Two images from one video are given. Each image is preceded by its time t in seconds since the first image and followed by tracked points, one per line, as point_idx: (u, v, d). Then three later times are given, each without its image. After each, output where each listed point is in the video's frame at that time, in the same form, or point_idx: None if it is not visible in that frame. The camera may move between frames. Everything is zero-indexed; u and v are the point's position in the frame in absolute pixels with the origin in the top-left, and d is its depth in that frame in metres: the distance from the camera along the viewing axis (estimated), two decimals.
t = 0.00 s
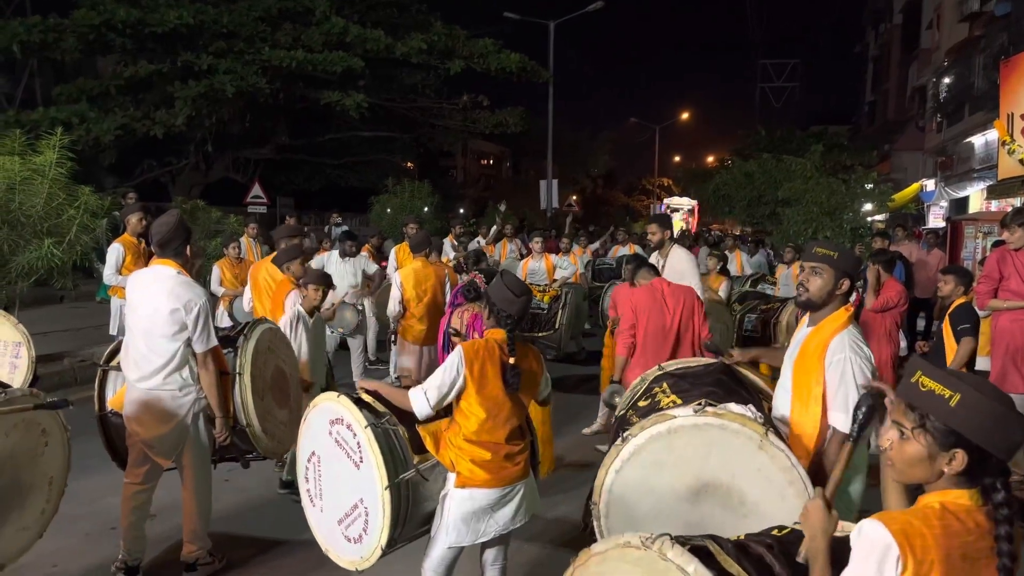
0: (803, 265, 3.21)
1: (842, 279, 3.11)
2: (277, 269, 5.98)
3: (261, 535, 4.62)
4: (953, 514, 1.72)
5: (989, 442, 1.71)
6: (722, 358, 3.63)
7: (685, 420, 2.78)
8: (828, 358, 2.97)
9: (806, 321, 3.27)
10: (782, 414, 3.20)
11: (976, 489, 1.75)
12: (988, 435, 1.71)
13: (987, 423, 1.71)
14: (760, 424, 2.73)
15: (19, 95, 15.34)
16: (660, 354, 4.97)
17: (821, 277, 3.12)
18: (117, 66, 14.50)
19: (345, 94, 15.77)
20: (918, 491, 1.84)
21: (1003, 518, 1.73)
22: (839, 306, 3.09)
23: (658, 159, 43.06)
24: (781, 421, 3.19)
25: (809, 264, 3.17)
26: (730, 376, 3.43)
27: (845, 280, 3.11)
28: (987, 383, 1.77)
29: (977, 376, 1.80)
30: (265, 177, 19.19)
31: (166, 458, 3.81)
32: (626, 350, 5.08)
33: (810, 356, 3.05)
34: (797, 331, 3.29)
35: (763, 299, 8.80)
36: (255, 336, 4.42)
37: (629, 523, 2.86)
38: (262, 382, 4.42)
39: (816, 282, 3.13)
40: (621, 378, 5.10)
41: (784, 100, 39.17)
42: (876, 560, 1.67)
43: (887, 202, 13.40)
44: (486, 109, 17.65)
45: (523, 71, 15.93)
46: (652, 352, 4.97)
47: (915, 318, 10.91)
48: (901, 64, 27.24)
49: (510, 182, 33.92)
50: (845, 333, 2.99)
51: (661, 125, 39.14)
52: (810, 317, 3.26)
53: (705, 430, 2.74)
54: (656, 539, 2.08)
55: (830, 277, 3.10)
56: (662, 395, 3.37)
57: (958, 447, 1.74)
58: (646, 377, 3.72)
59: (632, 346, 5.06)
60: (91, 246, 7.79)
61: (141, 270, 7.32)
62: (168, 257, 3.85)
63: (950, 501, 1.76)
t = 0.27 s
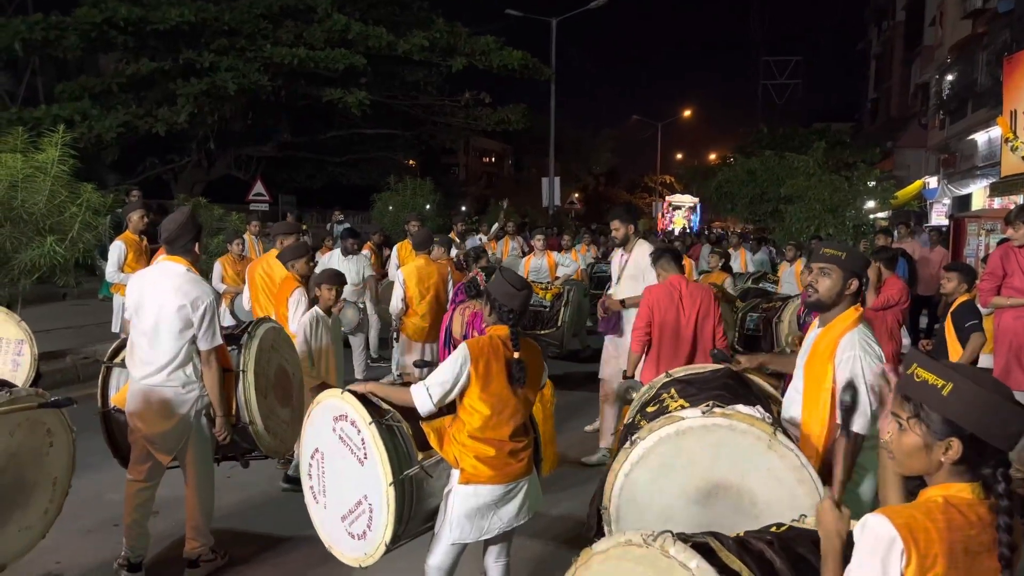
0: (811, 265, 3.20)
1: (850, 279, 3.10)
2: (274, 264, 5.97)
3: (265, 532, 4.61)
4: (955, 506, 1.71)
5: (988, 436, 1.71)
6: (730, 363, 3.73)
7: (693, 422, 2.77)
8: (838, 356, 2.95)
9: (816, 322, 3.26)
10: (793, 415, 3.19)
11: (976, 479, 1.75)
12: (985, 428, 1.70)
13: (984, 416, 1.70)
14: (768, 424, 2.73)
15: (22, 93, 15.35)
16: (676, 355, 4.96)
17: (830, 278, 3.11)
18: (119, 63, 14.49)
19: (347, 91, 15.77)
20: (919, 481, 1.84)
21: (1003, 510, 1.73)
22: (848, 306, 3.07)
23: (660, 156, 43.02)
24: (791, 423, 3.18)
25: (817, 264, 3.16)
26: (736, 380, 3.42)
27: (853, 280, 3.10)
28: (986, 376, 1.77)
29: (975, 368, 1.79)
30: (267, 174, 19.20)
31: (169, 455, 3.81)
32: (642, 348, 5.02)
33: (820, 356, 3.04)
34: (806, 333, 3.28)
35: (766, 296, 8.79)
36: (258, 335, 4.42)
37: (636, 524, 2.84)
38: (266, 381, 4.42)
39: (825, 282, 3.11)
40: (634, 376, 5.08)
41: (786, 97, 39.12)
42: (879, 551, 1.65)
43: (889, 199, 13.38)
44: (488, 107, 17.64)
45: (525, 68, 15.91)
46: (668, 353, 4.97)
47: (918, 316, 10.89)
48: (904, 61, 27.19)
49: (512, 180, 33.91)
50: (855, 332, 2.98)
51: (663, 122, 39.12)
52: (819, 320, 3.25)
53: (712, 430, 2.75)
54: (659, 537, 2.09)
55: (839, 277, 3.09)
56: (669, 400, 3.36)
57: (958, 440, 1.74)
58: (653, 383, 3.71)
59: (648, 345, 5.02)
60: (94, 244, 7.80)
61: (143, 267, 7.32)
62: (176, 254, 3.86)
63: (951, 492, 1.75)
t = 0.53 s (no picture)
0: (814, 263, 3.20)
1: (853, 277, 3.09)
2: (273, 262, 5.97)
3: (266, 530, 4.61)
4: (941, 498, 1.72)
5: (973, 433, 1.71)
6: (730, 366, 3.67)
7: (697, 433, 2.76)
8: (841, 353, 2.95)
9: (820, 318, 3.25)
10: (797, 416, 3.18)
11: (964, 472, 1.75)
12: (968, 424, 1.71)
13: (964, 412, 1.72)
14: (772, 428, 2.73)
15: (23, 91, 15.35)
16: (685, 355, 4.96)
17: (833, 275, 3.11)
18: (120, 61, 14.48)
19: (348, 89, 15.76)
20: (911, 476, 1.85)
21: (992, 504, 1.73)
22: (850, 303, 3.07)
23: (662, 154, 42.99)
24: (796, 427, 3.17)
25: (819, 262, 3.16)
26: (738, 383, 3.42)
27: (856, 278, 3.09)
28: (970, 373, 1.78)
29: (959, 365, 1.81)
30: (268, 172, 19.19)
31: (172, 452, 3.81)
32: (650, 347, 5.02)
33: (823, 354, 3.03)
34: (810, 331, 3.28)
35: (768, 294, 8.78)
36: (261, 333, 4.41)
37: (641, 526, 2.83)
38: (269, 378, 4.42)
39: (828, 280, 3.12)
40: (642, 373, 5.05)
41: (788, 95, 39.08)
42: (866, 545, 1.66)
43: (891, 196, 13.37)
44: (489, 104, 17.63)
45: (526, 66, 15.90)
46: (677, 352, 4.95)
47: (920, 313, 10.88)
48: (906, 58, 27.16)
49: (513, 178, 33.89)
50: (857, 329, 2.97)
51: (664, 120, 39.10)
52: (822, 317, 3.25)
53: (714, 437, 2.73)
54: (657, 533, 2.08)
55: (842, 274, 3.09)
56: (671, 406, 3.34)
57: (939, 436, 1.76)
58: (655, 389, 3.68)
59: (656, 343, 5.02)
60: (96, 242, 7.80)
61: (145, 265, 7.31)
62: (183, 251, 3.87)
63: (939, 486, 1.76)
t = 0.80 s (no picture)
0: (804, 261, 3.19)
1: (845, 272, 3.09)
2: (274, 260, 5.95)
3: (267, 528, 4.62)
4: (919, 491, 1.79)
5: (950, 430, 1.75)
6: (724, 365, 3.59)
7: (691, 429, 2.73)
8: (837, 346, 2.95)
9: (816, 314, 3.25)
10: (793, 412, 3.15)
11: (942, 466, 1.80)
12: (947, 420, 1.75)
13: (941, 409, 1.76)
14: (767, 423, 2.72)
15: (25, 89, 15.35)
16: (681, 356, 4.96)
17: (825, 272, 3.10)
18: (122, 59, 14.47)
19: (350, 86, 15.76)
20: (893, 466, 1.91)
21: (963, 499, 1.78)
22: (845, 299, 3.07)
23: (664, 151, 42.94)
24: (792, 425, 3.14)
25: (810, 260, 3.16)
26: (732, 383, 3.40)
27: (848, 272, 3.10)
28: (956, 365, 1.79)
29: (947, 355, 1.82)
30: (270, 170, 19.19)
31: (175, 450, 3.82)
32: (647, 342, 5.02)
33: (820, 348, 3.03)
34: (805, 330, 3.27)
35: (770, 291, 8.77)
36: (261, 330, 4.41)
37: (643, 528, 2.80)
38: (269, 375, 4.42)
39: (820, 277, 3.11)
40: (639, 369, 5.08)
41: (790, 92, 39.05)
42: (843, 538, 1.71)
43: (893, 194, 13.36)
44: (491, 102, 17.62)
45: (528, 63, 15.89)
46: (673, 352, 4.95)
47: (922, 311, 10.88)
48: (908, 55, 27.11)
49: (515, 176, 33.87)
50: (854, 324, 2.97)
51: (666, 117, 39.07)
52: (817, 314, 3.24)
53: (710, 435, 2.71)
54: (645, 530, 2.09)
55: (834, 271, 3.09)
56: (665, 407, 3.32)
57: (918, 428, 1.81)
58: (649, 389, 3.66)
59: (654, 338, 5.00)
60: (97, 240, 7.80)
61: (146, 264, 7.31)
62: (183, 249, 3.87)
63: (918, 478, 1.82)
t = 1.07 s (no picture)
0: (802, 259, 3.19)
1: (841, 271, 3.09)
2: (276, 258, 5.96)
3: (267, 526, 4.62)
4: (893, 490, 1.77)
5: (922, 433, 1.72)
6: (719, 366, 3.51)
7: (688, 438, 2.74)
8: (834, 344, 2.95)
9: (812, 312, 3.25)
10: (791, 421, 3.13)
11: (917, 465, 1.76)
12: (919, 422, 1.73)
13: (913, 413, 1.73)
14: (764, 429, 2.73)
15: (26, 88, 15.36)
16: (672, 355, 4.96)
17: (822, 271, 3.10)
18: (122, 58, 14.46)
19: (350, 85, 15.76)
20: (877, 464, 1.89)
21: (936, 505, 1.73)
22: (842, 297, 3.07)
23: (665, 149, 42.93)
24: (789, 428, 3.12)
25: (807, 258, 3.15)
26: (728, 384, 3.39)
27: (845, 271, 3.09)
28: (934, 365, 1.75)
29: (928, 354, 1.78)
30: (271, 168, 19.19)
31: (177, 449, 3.82)
32: (637, 339, 5.02)
33: (818, 345, 3.03)
34: (802, 328, 3.26)
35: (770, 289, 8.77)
36: (260, 329, 4.40)
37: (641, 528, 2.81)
38: (270, 372, 4.43)
39: (817, 276, 3.11)
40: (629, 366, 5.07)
41: (791, 90, 39.04)
42: (814, 533, 1.72)
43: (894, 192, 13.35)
44: (491, 100, 17.62)
45: (529, 61, 15.88)
46: (663, 350, 4.95)
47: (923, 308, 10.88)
48: (909, 53, 27.09)
49: (516, 174, 33.86)
50: (849, 321, 2.98)
51: (667, 115, 39.07)
52: (814, 313, 3.24)
53: (708, 442, 2.72)
54: (631, 523, 2.10)
55: (830, 269, 3.08)
56: (663, 411, 3.31)
57: (892, 429, 1.79)
58: (646, 393, 3.66)
59: (644, 335, 5.01)
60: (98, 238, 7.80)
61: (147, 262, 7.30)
62: (184, 247, 3.87)
63: (894, 477, 1.80)
